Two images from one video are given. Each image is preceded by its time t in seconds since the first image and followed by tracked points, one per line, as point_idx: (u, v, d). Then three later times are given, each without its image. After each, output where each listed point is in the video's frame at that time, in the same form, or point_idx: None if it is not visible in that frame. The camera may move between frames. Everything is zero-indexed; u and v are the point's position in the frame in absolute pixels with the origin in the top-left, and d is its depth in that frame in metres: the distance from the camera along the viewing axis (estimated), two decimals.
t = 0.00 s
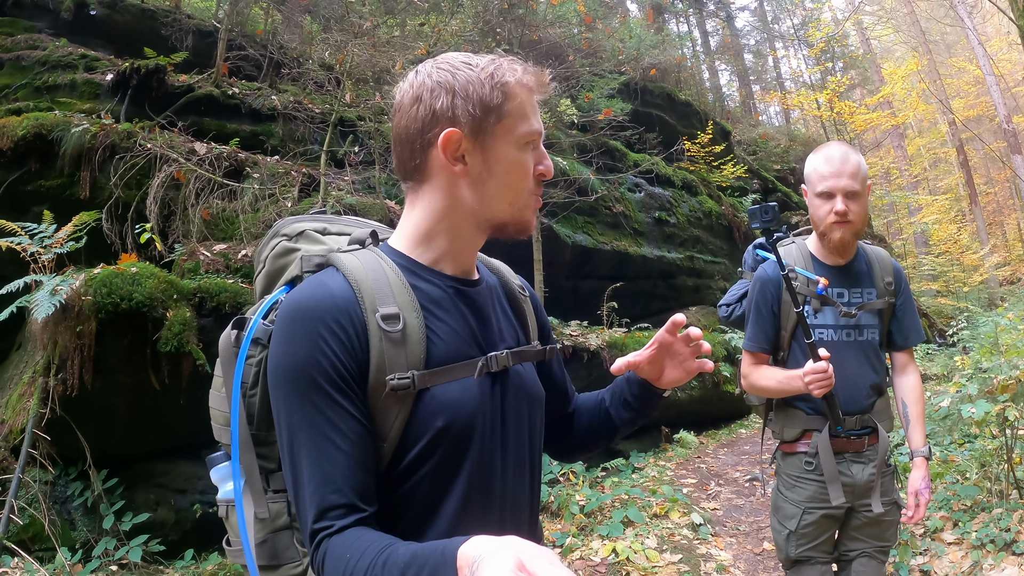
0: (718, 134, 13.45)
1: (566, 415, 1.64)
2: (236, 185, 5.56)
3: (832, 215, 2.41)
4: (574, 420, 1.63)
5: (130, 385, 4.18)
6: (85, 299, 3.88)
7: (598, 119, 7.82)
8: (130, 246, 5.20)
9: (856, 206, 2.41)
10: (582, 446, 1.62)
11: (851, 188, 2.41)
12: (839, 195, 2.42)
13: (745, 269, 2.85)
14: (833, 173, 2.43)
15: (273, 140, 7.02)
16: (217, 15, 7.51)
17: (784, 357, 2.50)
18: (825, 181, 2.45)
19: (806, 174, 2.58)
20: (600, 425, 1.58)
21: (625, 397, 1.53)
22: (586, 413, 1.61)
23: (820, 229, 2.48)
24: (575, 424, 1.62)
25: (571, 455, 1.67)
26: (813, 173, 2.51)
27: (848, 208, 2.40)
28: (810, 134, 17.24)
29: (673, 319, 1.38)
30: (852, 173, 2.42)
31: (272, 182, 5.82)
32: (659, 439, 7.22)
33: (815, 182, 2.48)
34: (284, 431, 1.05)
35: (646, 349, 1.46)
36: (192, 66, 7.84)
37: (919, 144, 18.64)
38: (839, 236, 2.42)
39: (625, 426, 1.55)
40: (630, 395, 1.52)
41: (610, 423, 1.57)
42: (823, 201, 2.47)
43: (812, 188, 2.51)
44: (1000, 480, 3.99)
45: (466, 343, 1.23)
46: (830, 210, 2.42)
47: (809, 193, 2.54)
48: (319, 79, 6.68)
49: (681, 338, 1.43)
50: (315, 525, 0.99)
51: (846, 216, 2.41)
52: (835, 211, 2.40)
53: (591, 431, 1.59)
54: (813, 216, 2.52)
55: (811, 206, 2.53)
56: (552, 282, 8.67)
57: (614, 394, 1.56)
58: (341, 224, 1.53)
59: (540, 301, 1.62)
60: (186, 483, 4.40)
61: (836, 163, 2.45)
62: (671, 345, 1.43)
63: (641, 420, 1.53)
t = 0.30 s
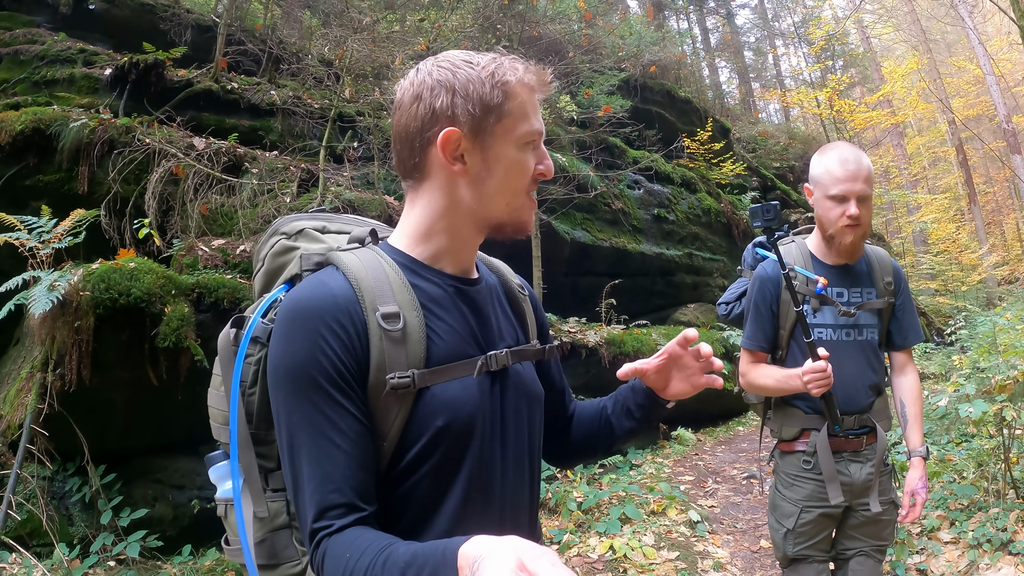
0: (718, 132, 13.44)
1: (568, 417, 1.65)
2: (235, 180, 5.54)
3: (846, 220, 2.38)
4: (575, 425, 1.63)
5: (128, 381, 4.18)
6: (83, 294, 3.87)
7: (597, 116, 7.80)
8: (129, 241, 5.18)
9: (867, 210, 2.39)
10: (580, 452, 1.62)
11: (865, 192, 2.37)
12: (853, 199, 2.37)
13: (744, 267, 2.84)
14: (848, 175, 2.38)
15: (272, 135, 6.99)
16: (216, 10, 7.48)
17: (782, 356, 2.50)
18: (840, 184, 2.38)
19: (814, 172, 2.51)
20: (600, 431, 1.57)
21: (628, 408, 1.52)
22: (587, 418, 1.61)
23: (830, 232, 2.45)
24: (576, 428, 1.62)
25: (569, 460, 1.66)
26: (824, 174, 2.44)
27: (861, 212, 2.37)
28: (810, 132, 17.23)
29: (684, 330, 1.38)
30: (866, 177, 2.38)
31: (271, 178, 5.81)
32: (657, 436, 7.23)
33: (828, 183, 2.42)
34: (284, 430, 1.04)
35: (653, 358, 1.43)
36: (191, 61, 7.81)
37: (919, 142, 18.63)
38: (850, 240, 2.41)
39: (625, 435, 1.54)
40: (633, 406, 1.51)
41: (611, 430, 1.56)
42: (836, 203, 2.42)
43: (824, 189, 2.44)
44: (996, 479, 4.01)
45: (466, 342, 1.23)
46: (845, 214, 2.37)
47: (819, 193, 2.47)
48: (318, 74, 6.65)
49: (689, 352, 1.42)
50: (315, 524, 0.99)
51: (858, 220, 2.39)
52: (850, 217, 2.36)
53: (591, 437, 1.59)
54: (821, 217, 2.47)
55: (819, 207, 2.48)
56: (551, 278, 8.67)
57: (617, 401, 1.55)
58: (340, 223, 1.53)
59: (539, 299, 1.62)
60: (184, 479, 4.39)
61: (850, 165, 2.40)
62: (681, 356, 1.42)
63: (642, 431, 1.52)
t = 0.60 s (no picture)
0: (718, 130, 13.43)
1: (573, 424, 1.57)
2: (235, 182, 5.54)
3: (856, 223, 2.36)
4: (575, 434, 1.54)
5: (129, 383, 4.17)
6: (83, 296, 3.87)
7: (597, 115, 7.79)
8: (129, 244, 5.19)
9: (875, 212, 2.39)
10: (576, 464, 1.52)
11: (875, 194, 2.36)
12: (864, 202, 2.36)
13: (746, 265, 2.83)
14: (862, 178, 2.36)
15: (272, 136, 7.01)
16: (216, 11, 7.47)
17: (783, 354, 2.49)
18: (853, 186, 2.36)
19: (824, 172, 2.47)
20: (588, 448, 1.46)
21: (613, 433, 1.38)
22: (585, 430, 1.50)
23: (838, 233, 2.43)
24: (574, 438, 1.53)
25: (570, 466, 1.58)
26: (837, 174, 2.41)
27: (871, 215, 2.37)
28: (811, 130, 17.20)
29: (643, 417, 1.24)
30: (878, 181, 2.37)
31: (271, 179, 5.82)
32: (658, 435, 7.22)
33: (841, 184, 2.39)
34: (282, 430, 1.04)
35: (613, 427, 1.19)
36: (190, 62, 7.80)
37: (920, 139, 18.61)
38: (857, 242, 2.41)
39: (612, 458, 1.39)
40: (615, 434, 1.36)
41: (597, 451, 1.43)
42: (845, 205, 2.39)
43: (835, 191, 2.41)
44: (999, 477, 4.01)
45: (460, 342, 1.22)
46: (857, 216, 2.36)
47: (829, 193, 2.44)
48: (318, 75, 6.65)
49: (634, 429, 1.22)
50: (314, 524, 0.99)
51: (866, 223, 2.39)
52: (861, 220, 2.35)
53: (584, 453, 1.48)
54: (829, 217, 2.45)
55: (828, 207, 2.45)
56: (551, 278, 8.67)
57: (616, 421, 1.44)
58: (338, 226, 1.52)
59: (538, 301, 1.61)
60: (186, 481, 4.39)
61: (863, 168, 2.37)
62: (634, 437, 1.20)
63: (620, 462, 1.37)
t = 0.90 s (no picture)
0: (707, 129, 13.49)
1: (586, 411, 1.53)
2: (226, 186, 5.51)
3: (854, 221, 2.39)
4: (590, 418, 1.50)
5: (123, 391, 4.13)
6: (75, 304, 3.83)
7: (587, 115, 7.81)
8: (120, 250, 5.15)
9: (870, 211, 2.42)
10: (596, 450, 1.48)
11: (872, 193, 2.40)
12: (862, 201, 2.38)
13: (741, 262, 2.84)
14: (860, 177, 2.38)
15: (262, 141, 6.98)
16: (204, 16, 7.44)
17: (781, 350, 2.50)
18: (852, 185, 2.38)
19: (822, 169, 2.48)
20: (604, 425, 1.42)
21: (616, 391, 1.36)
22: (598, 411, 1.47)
23: (835, 230, 2.45)
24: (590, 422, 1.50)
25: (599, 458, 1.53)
26: (836, 171, 2.43)
27: (867, 214, 2.39)
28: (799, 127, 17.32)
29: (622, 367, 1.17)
30: (875, 180, 2.39)
31: (262, 183, 5.77)
32: (654, 433, 7.23)
33: (839, 182, 2.41)
34: (282, 430, 1.04)
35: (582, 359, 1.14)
36: (178, 67, 7.76)
37: (907, 135, 18.77)
38: (853, 239, 2.44)
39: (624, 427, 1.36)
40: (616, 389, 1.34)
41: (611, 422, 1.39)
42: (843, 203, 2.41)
43: (834, 188, 2.42)
44: (993, 468, 4.06)
45: (459, 342, 1.22)
46: (854, 214, 2.38)
47: (827, 190, 2.46)
48: (307, 78, 6.63)
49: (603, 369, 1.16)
50: (314, 524, 0.98)
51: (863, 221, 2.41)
52: (859, 218, 2.38)
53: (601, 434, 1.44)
54: (826, 215, 2.46)
55: (825, 204, 2.46)
56: (544, 278, 8.68)
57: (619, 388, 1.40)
58: (337, 228, 1.51)
59: (539, 297, 1.60)
60: (181, 488, 4.36)
61: (862, 166, 2.40)
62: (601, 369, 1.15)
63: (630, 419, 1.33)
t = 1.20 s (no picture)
0: (707, 130, 13.50)
1: (619, 413, 1.44)
2: (226, 191, 5.51)
3: (858, 222, 2.38)
4: (629, 421, 1.41)
5: (124, 395, 4.13)
6: (76, 308, 3.83)
7: (587, 118, 7.82)
8: (121, 254, 5.15)
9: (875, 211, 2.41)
10: (631, 456, 1.40)
11: (877, 193, 2.39)
12: (866, 201, 2.38)
13: (744, 262, 2.84)
14: (864, 177, 2.38)
15: (262, 144, 6.94)
16: (204, 21, 7.45)
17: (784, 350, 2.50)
18: (856, 185, 2.37)
19: (826, 168, 2.48)
20: (663, 433, 1.35)
21: (709, 400, 1.29)
22: (649, 416, 1.39)
23: (838, 229, 2.45)
24: (631, 425, 1.40)
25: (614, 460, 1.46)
26: (840, 171, 2.42)
27: (871, 214, 2.39)
28: (798, 128, 17.32)
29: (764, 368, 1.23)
30: (880, 179, 2.38)
31: (263, 187, 5.76)
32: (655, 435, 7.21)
33: (844, 182, 2.40)
34: (282, 430, 1.03)
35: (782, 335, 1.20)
36: (179, 72, 7.76)
37: (906, 136, 18.77)
38: (856, 239, 2.44)
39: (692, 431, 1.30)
40: (714, 399, 1.28)
41: (677, 432, 1.33)
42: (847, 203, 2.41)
43: (837, 188, 2.42)
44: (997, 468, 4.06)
45: (459, 343, 1.21)
46: (858, 214, 2.37)
47: (830, 190, 2.45)
48: (308, 83, 6.64)
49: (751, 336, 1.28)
50: (314, 524, 0.98)
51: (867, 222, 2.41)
52: (862, 218, 2.38)
53: (647, 435, 1.37)
54: (830, 214, 2.46)
55: (829, 204, 2.46)
56: (545, 281, 8.67)
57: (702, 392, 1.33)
58: (339, 229, 1.52)
59: (540, 296, 1.59)
60: (183, 493, 4.35)
61: (866, 166, 2.39)
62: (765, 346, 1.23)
63: (715, 431, 1.29)
